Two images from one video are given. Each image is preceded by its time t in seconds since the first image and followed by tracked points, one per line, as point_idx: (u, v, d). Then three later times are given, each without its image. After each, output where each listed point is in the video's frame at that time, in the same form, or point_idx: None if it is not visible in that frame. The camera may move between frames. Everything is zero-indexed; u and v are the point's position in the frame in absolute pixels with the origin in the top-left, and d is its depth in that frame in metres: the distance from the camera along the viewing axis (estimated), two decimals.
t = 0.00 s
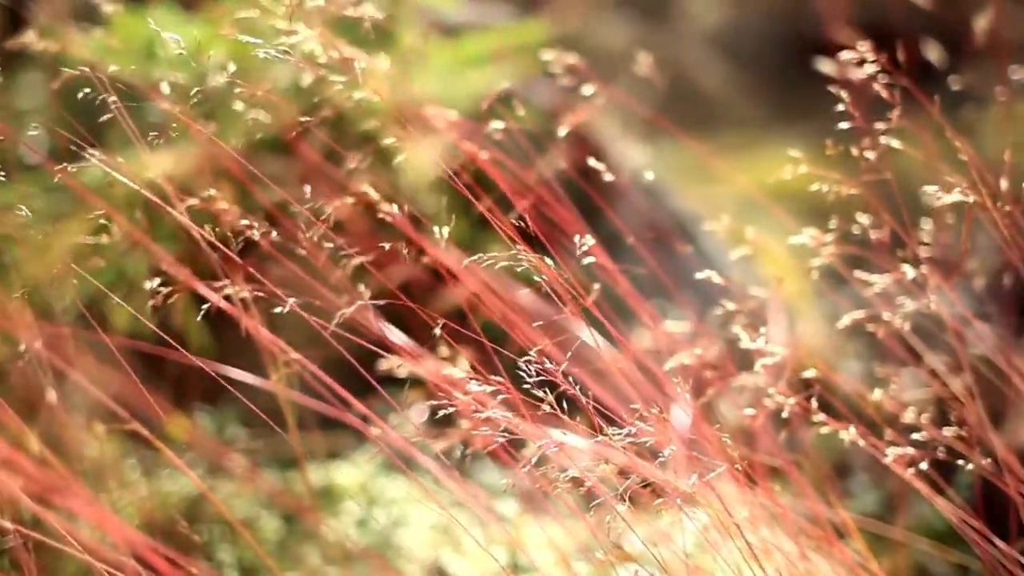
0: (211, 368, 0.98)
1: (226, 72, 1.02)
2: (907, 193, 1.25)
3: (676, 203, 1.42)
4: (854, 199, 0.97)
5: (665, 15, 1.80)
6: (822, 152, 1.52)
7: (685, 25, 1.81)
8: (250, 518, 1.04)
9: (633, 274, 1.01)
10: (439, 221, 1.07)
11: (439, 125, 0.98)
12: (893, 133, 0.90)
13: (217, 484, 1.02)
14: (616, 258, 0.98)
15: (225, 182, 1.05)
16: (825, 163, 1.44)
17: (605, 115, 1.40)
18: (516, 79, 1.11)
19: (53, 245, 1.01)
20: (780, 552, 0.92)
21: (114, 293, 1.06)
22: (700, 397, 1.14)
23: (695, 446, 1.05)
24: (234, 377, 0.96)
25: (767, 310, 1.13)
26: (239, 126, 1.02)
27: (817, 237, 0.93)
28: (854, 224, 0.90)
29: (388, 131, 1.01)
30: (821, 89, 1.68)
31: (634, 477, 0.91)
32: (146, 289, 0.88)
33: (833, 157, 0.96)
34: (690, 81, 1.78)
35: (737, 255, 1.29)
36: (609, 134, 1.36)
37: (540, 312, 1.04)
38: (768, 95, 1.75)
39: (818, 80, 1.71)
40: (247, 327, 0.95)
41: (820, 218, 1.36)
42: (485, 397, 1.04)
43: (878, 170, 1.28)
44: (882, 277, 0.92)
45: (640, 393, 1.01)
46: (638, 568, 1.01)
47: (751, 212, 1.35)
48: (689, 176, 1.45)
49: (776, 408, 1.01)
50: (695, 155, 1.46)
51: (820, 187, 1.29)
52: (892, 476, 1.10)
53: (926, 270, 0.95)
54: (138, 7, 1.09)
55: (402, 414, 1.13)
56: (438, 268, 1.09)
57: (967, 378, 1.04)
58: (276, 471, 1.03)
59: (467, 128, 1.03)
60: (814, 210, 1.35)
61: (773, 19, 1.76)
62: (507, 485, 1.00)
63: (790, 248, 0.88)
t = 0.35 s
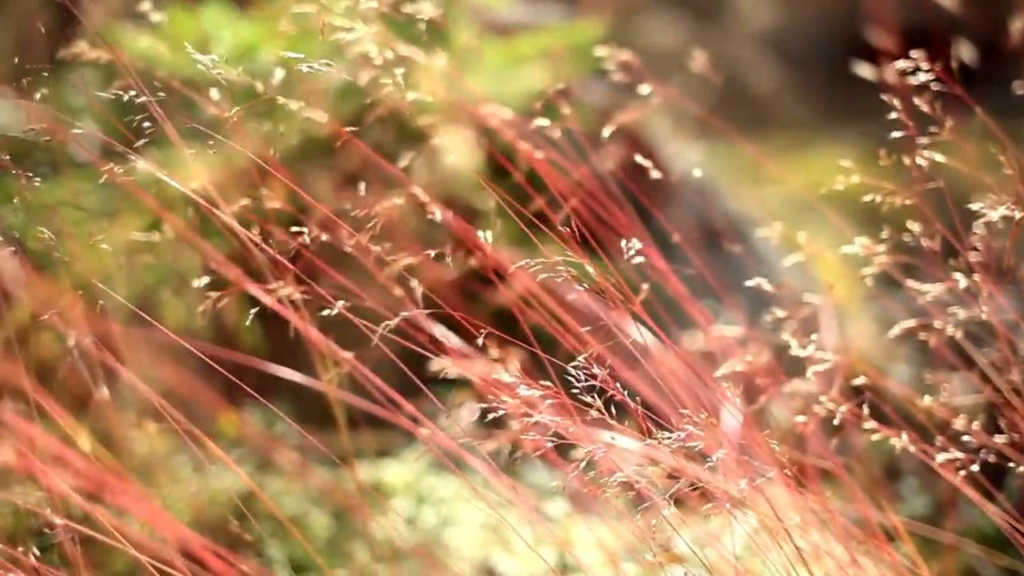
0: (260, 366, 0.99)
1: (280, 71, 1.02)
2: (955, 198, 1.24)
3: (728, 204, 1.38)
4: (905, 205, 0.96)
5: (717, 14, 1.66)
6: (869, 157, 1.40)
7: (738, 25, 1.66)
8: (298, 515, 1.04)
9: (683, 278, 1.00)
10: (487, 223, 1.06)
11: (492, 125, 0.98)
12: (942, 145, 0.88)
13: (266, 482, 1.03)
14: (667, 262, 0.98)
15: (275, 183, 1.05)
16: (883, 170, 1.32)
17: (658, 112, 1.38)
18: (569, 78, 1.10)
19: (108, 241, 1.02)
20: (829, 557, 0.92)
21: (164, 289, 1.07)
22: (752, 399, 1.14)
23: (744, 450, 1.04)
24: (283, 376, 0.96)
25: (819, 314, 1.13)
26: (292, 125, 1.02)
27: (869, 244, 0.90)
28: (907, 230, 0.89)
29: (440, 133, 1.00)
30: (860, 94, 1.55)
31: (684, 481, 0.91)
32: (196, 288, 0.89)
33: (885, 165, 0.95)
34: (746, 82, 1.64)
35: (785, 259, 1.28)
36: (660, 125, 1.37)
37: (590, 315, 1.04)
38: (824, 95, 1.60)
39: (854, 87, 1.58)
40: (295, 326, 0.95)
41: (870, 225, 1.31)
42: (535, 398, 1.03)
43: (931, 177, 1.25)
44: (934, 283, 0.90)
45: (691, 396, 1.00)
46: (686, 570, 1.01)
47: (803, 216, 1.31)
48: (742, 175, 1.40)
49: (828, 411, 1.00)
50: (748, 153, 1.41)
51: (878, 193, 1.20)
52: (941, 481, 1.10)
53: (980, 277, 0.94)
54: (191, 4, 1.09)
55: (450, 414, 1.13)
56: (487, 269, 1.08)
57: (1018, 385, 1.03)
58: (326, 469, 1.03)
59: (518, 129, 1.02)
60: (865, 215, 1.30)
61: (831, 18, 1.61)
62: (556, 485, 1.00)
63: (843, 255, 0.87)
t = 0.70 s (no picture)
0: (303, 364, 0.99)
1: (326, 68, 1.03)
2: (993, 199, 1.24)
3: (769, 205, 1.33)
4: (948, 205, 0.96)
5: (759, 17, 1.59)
6: (913, 160, 1.34)
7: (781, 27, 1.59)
8: (338, 513, 1.04)
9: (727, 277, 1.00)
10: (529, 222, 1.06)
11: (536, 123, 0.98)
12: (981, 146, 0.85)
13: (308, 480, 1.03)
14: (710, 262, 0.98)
15: (320, 180, 1.05)
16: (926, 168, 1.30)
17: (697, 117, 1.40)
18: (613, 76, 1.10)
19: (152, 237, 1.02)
20: (872, 558, 0.92)
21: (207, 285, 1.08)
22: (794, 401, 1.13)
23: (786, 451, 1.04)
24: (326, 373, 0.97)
25: (858, 315, 1.13)
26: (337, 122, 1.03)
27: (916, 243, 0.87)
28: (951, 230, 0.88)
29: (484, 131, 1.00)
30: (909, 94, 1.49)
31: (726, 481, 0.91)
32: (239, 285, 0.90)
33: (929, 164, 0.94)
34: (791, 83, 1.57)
35: (823, 260, 1.28)
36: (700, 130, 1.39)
37: (632, 315, 1.03)
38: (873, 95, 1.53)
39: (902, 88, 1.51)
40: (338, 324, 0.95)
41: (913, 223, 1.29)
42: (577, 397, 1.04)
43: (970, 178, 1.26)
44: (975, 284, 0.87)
45: (734, 397, 1.00)
46: (727, 571, 1.01)
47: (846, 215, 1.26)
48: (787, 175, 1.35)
49: (871, 412, 1.00)
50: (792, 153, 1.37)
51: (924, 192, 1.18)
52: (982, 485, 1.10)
53: None
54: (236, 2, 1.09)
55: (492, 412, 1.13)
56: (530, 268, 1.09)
57: None
58: (367, 467, 1.03)
59: (562, 127, 1.02)
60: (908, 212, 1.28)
61: (873, 17, 1.53)
62: (598, 484, 1.00)
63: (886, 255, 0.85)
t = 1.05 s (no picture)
0: (352, 362, 1.00)
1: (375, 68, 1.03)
2: None
3: (820, 207, 1.35)
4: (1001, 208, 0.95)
5: (810, 17, 1.60)
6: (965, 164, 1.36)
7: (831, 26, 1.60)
8: (385, 511, 1.04)
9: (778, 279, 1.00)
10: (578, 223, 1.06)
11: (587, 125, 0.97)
12: None
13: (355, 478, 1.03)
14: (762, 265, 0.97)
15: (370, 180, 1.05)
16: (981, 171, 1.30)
17: (749, 117, 1.43)
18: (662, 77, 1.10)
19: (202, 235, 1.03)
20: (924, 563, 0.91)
21: (256, 283, 1.08)
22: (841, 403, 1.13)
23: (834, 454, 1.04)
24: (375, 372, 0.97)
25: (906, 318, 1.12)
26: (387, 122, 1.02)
27: (968, 248, 0.85)
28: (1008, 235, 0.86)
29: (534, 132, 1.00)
30: (953, 101, 1.51)
31: (777, 483, 0.91)
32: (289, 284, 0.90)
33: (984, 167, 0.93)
34: (836, 85, 1.59)
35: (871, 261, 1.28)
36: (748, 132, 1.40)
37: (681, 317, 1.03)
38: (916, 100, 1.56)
39: (946, 94, 1.54)
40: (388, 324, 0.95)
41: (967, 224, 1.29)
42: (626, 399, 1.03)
43: None
44: None
45: (784, 400, 1.00)
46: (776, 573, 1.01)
47: (894, 219, 1.27)
48: (834, 178, 1.38)
49: (922, 415, 1.00)
50: (841, 157, 1.40)
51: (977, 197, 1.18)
52: None
53: None
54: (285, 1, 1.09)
55: (538, 412, 1.13)
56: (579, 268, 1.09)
57: None
58: (414, 465, 1.03)
59: (613, 129, 1.02)
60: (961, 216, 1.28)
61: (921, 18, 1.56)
62: (648, 486, 1.00)
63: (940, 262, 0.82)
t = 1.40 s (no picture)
0: (395, 360, 1.00)
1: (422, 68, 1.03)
2: None
3: (864, 207, 1.35)
4: None
5: (855, 18, 1.61)
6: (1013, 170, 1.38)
7: (875, 28, 1.61)
8: (428, 510, 1.04)
9: (824, 282, 0.99)
10: (622, 224, 1.06)
11: (634, 126, 0.97)
12: None
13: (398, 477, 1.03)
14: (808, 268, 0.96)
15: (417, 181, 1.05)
16: None
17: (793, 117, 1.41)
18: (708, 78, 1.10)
19: (248, 232, 1.04)
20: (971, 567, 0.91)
21: (300, 280, 1.09)
22: (885, 406, 1.13)
23: (878, 457, 1.04)
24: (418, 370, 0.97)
25: (950, 323, 1.12)
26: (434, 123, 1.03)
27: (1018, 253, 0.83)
28: None
29: (580, 133, 1.00)
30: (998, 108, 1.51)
31: (822, 485, 0.91)
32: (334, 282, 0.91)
33: None
34: (880, 86, 1.59)
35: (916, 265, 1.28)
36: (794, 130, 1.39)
37: (726, 318, 1.03)
38: (953, 106, 1.56)
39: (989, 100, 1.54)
40: (432, 324, 0.94)
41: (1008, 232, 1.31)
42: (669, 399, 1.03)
43: None
44: None
45: (829, 403, 1.00)
46: None
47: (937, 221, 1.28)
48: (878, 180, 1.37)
49: (966, 420, 1.00)
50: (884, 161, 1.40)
51: None
52: None
53: None
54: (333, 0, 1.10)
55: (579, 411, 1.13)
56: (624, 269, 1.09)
57: None
58: (457, 464, 1.03)
59: (659, 130, 1.02)
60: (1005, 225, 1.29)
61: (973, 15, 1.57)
62: (692, 487, 1.00)
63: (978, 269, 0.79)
